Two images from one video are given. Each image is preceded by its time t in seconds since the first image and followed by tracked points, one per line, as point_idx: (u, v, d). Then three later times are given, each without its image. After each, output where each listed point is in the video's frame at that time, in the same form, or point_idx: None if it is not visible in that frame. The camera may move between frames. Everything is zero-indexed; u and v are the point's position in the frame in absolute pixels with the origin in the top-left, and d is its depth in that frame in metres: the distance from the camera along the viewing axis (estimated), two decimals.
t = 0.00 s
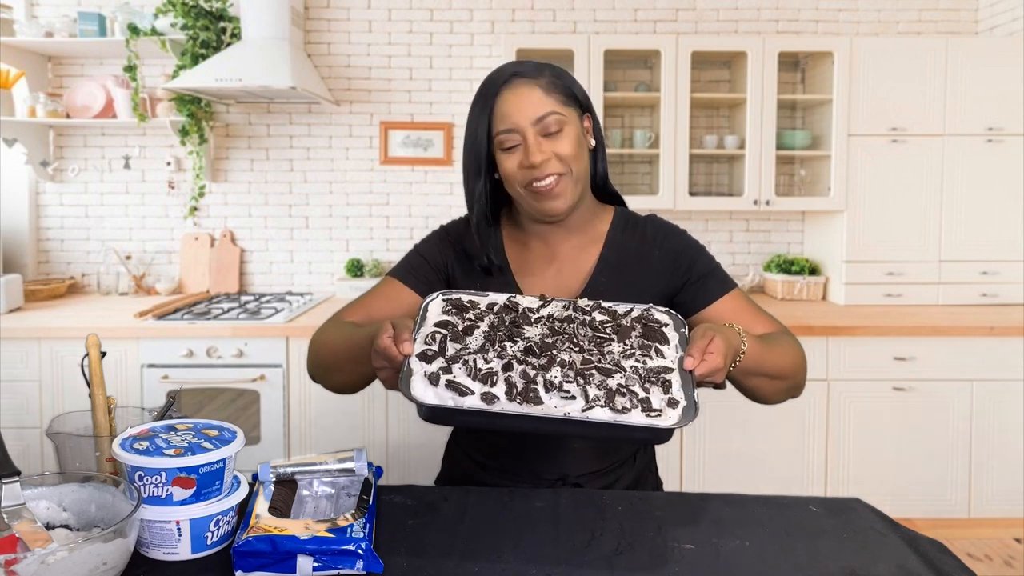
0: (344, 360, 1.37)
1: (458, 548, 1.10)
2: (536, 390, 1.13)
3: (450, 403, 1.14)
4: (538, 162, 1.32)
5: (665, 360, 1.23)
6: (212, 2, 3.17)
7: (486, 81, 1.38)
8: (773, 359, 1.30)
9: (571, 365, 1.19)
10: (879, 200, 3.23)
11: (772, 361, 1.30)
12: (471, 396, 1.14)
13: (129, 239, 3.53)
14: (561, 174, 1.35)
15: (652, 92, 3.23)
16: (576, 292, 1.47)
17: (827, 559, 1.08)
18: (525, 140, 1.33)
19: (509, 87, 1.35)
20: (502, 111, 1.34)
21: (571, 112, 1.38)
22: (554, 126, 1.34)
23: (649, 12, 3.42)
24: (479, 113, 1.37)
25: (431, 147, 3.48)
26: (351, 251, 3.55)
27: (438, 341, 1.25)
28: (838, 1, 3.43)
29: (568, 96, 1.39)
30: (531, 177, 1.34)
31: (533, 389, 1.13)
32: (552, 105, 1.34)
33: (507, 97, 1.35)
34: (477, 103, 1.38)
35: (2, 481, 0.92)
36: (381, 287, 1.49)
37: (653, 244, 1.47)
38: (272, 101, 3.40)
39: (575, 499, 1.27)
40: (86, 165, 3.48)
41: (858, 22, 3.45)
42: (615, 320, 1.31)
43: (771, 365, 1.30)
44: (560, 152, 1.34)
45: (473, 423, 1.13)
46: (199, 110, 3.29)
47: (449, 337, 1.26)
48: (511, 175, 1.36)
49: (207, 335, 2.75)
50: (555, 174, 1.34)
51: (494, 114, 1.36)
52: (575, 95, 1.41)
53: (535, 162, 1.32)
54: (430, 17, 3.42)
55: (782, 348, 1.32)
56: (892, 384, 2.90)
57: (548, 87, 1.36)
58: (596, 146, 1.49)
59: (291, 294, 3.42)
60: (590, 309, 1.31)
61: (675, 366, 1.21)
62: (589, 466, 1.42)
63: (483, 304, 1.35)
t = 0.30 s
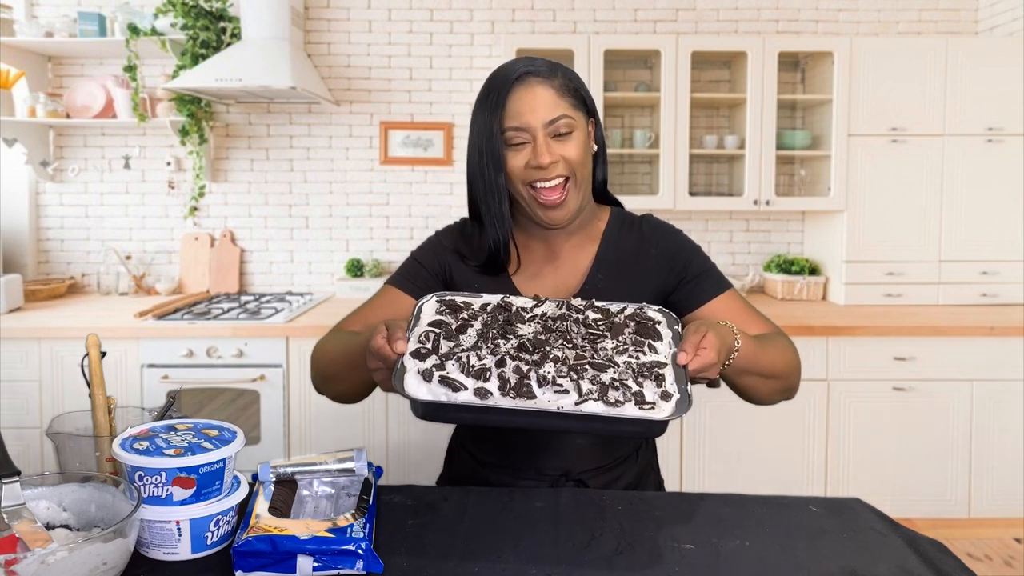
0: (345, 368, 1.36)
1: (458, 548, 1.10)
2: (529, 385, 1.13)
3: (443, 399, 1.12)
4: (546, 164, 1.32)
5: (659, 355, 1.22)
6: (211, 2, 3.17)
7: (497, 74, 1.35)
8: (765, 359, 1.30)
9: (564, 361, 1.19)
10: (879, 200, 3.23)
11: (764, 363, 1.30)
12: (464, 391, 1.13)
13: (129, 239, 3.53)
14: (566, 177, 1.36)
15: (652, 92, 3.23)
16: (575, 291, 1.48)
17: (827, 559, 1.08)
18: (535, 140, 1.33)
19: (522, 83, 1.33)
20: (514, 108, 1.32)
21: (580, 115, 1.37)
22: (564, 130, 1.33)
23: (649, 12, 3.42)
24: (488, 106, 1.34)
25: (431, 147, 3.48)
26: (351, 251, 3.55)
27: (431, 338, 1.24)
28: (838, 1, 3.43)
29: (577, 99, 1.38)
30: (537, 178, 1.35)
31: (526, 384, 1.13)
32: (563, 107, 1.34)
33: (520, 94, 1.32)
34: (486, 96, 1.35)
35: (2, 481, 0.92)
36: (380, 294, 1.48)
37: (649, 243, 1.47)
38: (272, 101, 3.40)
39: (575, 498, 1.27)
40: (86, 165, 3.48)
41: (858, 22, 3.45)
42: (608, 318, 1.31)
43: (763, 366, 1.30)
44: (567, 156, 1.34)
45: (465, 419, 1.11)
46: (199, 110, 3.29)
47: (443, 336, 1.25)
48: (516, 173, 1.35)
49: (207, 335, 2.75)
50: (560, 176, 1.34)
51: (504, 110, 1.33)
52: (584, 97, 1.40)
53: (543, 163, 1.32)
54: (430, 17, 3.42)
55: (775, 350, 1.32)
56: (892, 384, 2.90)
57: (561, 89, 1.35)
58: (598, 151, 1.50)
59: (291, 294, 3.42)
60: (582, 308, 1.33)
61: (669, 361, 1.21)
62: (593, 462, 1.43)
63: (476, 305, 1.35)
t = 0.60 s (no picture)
0: (346, 369, 1.36)
1: (457, 548, 1.10)
2: (528, 389, 1.13)
3: (442, 402, 1.12)
4: (549, 157, 1.32)
5: (657, 360, 1.22)
6: (212, 2, 3.17)
7: (504, 71, 1.36)
8: (763, 364, 1.30)
9: (563, 366, 1.19)
10: (879, 200, 3.23)
11: (762, 367, 1.30)
12: (463, 394, 1.13)
13: (129, 239, 3.53)
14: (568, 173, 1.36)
15: (652, 92, 3.23)
16: (575, 291, 1.47)
17: (827, 559, 1.08)
18: (538, 134, 1.33)
19: (528, 79, 1.34)
20: (518, 103, 1.33)
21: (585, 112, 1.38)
22: (568, 125, 1.34)
23: (649, 12, 3.42)
24: (493, 100, 1.34)
25: (431, 147, 3.48)
26: (351, 251, 3.55)
27: (432, 343, 1.24)
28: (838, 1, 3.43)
29: (583, 98, 1.38)
30: (539, 173, 1.35)
31: (525, 387, 1.12)
32: (568, 103, 1.34)
33: (525, 89, 1.33)
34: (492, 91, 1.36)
35: (2, 481, 0.92)
36: (380, 294, 1.48)
37: (649, 245, 1.47)
38: (272, 101, 3.40)
39: (575, 498, 1.27)
40: (86, 165, 3.48)
41: (858, 22, 3.45)
42: (607, 323, 1.31)
43: (761, 371, 1.31)
44: (570, 151, 1.34)
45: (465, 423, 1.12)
46: (199, 110, 3.29)
47: (443, 339, 1.25)
48: (517, 167, 1.35)
49: (207, 335, 2.75)
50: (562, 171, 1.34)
51: (509, 104, 1.34)
52: (590, 97, 1.40)
53: (546, 156, 1.32)
54: (430, 17, 3.42)
55: (773, 356, 1.32)
56: (892, 384, 2.90)
57: (567, 85, 1.35)
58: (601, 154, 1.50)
59: (291, 294, 3.42)
60: (582, 313, 1.33)
61: (667, 366, 1.21)
62: (592, 459, 1.43)
63: (478, 308, 1.34)
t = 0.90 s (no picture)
0: (349, 375, 1.36)
1: (457, 548, 1.10)
2: (532, 396, 1.12)
3: (446, 408, 1.12)
4: (550, 166, 1.31)
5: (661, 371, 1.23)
6: (212, 2, 3.17)
7: (509, 71, 1.33)
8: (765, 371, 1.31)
9: (567, 375, 1.19)
10: (879, 200, 3.23)
11: (764, 375, 1.31)
12: (467, 401, 1.13)
13: (129, 239, 3.53)
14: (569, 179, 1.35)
15: (652, 92, 3.23)
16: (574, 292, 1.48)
17: (827, 559, 1.08)
18: (541, 140, 1.32)
19: (532, 84, 1.32)
20: (521, 109, 1.31)
21: (587, 118, 1.36)
22: (571, 132, 1.32)
23: (650, 12, 3.42)
24: (497, 102, 1.33)
25: (431, 147, 3.48)
26: (351, 251, 3.55)
27: (436, 354, 1.24)
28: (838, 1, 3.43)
29: (586, 101, 1.36)
30: (540, 180, 1.34)
31: (529, 394, 1.12)
32: (573, 109, 1.32)
33: (529, 94, 1.31)
34: (495, 92, 1.33)
35: (2, 481, 0.92)
36: (381, 299, 1.47)
37: (649, 247, 1.47)
38: (272, 101, 3.40)
39: (575, 499, 1.27)
40: (86, 165, 3.48)
41: (858, 22, 3.45)
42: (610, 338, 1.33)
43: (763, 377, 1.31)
44: (573, 159, 1.33)
45: (467, 431, 1.11)
46: (199, 110, 3.29)
47: (447, 352, 1.25)
48: (518, 172, 1.35)
49: (207, 335, 2.75)
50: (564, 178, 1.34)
51: (512, 108, 1.32)
52: (592, 100, 1.39)
53: (548, 164, 1.31)
54: (430, 17, 3.42)
55: (774, 360, 1.33)
56: (892, 384, 2.90)
57: (571, 90, 1.33)
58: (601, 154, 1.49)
59: (291, 294, 3.42)
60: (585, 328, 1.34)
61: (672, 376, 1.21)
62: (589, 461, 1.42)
63: (481, 327, 1.36)
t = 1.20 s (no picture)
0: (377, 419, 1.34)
1: (458, 548, 1.10)
2: (556, 436, 1.10)
3: (470, 448, 1.10)
4: (550, 207, 1.23)
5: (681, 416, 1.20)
6: (212, 2, 3.17)
7: (509, 99, 1.20)
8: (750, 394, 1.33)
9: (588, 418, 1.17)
10: (879, 201, 3.23)
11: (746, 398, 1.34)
12: (491, 441, 1.10)
13: (129, 239, 3.53)
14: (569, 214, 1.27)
15: (652, 92, 3.23)
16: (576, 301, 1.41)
17: (826, 559, 1.08)
18: (540, 180, 1.22)
19: (532, 119, 1.19)
20: (520, 147, 1.20)
21: (590, 146, 1.25)
22: (572, 171, 1.22)
23: (650, 12, 3.42)
24: (494, 137, 1.21)
25: (431, 147, 3.48)
26: (351, 251, 3.55)
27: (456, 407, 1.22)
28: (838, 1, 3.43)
29: (590, 128, 1.25)
30: (538, 216, 1.26)
31: (552, 434, 1.11)
32: (576, 145, 1.22)
33: (529, 130, 1.19)
34: (492, 124, 1.21)
35: (2, 481, 0.92)
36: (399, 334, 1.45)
37: (651, 257, 1.41)
38: (272, 101, 3.40)
39: (575, 499, 1.27)
40: (86, 165, 3.48)
41: (858, 22, 3.45)
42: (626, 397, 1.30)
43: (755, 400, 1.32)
44: (574, 196, 1.25)
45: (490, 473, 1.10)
46: (199, 110, 3.29)
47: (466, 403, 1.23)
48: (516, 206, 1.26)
49: (207, 335, 2.75)
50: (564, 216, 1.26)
51: (510, 142, 1.21)
52: (596, 123, 1.27)
53: (548, 206, 1.23)
54: (430, 17, 3.42)
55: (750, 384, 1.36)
56: (892, 384, 2.90)
57: (574, 122, 1.22)
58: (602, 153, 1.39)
59: (291, 294, 3.42)
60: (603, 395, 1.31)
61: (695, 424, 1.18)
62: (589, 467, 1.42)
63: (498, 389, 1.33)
